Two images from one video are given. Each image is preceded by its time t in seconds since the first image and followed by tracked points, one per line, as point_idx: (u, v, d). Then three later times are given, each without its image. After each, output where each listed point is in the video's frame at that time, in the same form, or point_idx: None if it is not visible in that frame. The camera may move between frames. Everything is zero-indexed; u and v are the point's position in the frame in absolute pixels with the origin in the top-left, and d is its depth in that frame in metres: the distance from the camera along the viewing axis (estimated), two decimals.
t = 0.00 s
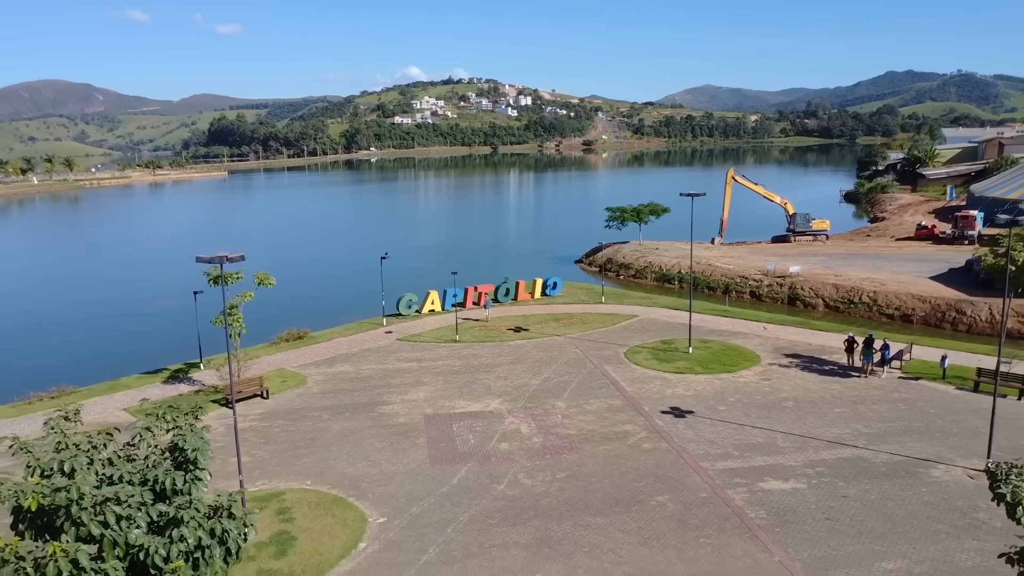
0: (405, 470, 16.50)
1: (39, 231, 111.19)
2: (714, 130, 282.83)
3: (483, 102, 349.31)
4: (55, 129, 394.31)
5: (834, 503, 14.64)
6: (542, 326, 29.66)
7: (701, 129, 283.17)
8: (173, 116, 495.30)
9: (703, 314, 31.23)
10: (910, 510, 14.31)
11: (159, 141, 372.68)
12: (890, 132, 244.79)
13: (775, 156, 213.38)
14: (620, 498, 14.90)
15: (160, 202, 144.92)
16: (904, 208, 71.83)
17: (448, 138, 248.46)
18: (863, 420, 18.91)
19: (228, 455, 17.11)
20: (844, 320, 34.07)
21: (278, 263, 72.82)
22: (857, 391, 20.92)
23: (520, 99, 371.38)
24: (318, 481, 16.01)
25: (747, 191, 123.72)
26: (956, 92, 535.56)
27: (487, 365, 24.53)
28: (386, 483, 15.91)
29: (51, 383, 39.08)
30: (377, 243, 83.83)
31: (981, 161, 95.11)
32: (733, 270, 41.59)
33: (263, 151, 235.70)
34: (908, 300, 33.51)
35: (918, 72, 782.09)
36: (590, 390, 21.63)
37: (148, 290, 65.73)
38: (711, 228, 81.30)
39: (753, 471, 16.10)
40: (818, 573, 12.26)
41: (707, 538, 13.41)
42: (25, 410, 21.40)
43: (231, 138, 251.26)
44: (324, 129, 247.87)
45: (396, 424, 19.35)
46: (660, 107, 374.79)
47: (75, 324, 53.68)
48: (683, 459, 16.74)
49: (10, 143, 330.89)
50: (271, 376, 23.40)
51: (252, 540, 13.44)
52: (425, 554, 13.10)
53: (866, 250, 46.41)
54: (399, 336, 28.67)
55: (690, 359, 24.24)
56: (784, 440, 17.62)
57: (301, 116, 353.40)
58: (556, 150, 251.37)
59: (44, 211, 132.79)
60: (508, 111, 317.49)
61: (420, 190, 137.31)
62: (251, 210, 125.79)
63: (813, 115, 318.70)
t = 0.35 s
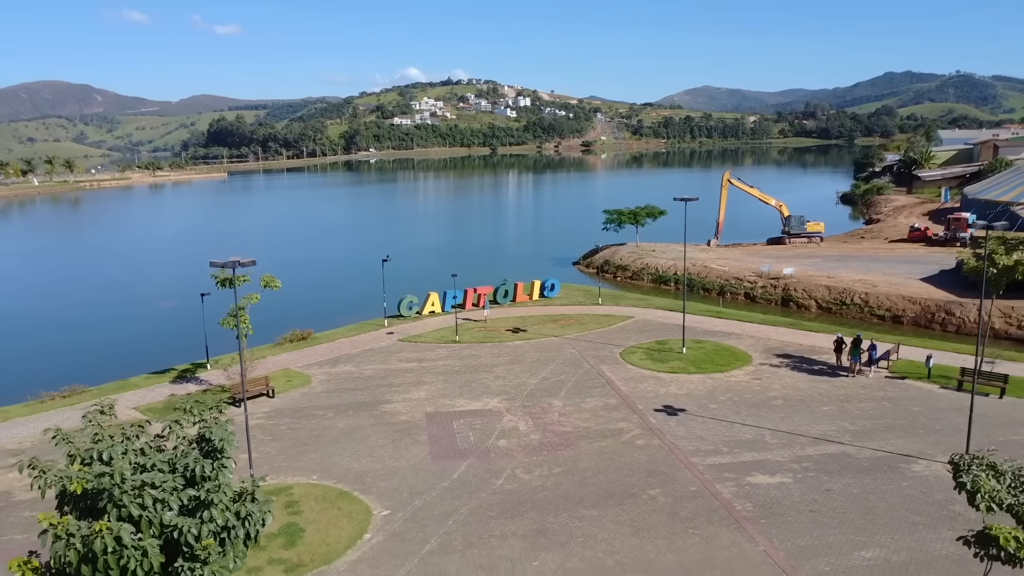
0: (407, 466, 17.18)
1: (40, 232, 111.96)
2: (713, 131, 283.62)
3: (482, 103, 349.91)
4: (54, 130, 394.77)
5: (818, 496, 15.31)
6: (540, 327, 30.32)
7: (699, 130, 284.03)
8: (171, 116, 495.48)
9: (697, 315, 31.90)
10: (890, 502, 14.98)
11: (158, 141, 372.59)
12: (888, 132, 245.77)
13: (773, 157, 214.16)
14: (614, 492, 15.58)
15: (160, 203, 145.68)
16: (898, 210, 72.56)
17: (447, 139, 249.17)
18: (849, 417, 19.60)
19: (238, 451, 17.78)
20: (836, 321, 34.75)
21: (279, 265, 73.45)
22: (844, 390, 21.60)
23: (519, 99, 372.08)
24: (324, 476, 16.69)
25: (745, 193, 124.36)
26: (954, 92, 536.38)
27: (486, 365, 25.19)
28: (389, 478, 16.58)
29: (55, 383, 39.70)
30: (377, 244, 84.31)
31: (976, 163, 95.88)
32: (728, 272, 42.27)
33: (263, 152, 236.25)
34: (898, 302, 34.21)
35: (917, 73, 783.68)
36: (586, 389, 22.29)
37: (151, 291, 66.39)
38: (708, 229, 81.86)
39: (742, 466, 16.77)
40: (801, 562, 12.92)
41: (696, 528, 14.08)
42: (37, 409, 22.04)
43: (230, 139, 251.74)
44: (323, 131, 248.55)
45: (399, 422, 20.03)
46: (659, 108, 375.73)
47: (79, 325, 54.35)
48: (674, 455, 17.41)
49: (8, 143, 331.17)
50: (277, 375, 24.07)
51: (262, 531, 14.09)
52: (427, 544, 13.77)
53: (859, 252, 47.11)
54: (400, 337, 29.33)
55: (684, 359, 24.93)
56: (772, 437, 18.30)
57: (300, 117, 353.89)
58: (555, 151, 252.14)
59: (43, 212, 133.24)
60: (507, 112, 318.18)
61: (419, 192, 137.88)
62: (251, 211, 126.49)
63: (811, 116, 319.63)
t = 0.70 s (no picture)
0: (411, 461, 17.93)
1: (42, 234, 112.53)
2: (711, 132, 284.43)
3: (482, 104, 350.75)
4: (53, 130, 395.00)
5: (803, 490, 16.05)
6: (538, 329, 31.06)
7: (698, 131, 284.80)
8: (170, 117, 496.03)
9: (692, 316, 32.65)
10: (871, 495, 15.72)
11: (157, 142, 373.01)
12: (886, 134, 246.68)
13: (771, 159, 214.90)
14: (607, 486, 16.33)
15: (161, 205, 146.24)
16: (893, 212, 73.33)
17: (446, 140, 249.81)
18: (835, 415, 20.35)
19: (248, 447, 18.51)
20: (828, 322, 35.49)
21: (281, 267, 74.06)
22: (832, 389, 22.36)
23: (518, 101, 373.05)
24: (331, 471, 17.43)
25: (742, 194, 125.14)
26: (953, 93, 536.97)
27: (486, 365, 25.93)
28: (392, 473, 17.32)
29: (62, 383, 40.36)
30: (376, 246, 84.96)
31: (971, 165, 96.67)
32: (723, 274, 43.01)
33: (262, 153, 236.88)
34: (889, 303, 34.96)
35: (915, 75, 785.27)
36: (583, 388, 23.02)
37: (154, 292, 67.00)
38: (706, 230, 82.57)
39: (730, 462, 17.52)
40: (784, 551, 13.66)
41: (685, 520, 14.83)
42: (50, 408, 22.74)
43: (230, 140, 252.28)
44: (322, 132, 249.34)
45: (401, 419, 20.79)
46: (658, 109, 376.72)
47: (84, 326, 54.96)
48: (666, 451, 18.14)
49: (8, 145, 331.48)
50: (282, 376, 24.79)
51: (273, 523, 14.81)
52: (430, 534, 14.51)
53: (853, 254, 47.88)
54: (402, 338, 30.06)
55: (678, 359, 25.68)
56: (761, 434, 19.05)
57: (300, 118, 354.65)
58: (554, 152, 252.99)
59: (44, 214, 133.66)
60: (506, 113, 319.07)
61: (418, 194, 138.42)
62: (251, 212, 127.10)
63: (809, 117, 320.60)
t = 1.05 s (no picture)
0: (413, 458, 18.58)
1: (45, 235, 113.09)
2: (711, 133, 285.22)
3: (481, 106, 351.49)
4: (53, 132, 395.14)
5: (790, 485, 16.72)
6: (536, 329, 31.74)
7: (697, 133, 285.45)
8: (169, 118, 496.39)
9: (687, 318, 33.33)
10: (855, 490, 16.36)
11: (157, 144, 373.14)
12: (885, 135, 247.59)
13: (771, 160, 215.62)
14: (602, 481, 17.00)
15: (161, 206, 146.81)
16: (889, 214, 74.02)
17: (446, 141, 250.36)
18: (824, 414, 21.02)
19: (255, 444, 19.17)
20: (822, 324, 36.17)
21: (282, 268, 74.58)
22: (822, 388, 23.06)
23: (517, 102, 373.63)
24: (336, 467, 18.09)
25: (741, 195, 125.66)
26: (952, 95, 538.25)
27: (486, 365, 26.58)
28: (396, 469, 17.99)
29: (69, 384, 40.99)
30: (377, 247, 85.45)
31: (967, 168, 97.46)
32: (718, 276, 43.70)
33: (262, 155, 237.37)
34: (881, 305, 35.66)
35: (914, 76, 787.00)
36: (579, 388, 23.70)
37: (157, 293, 67.57)
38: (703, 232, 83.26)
39: (721, 458, 18.18)
40: (770, 541, 14.34)
41: (676, 513, 15.50)
42: (63, 408, 23.41)
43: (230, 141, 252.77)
44: (322, 133, 249.74)
45: (404, 418, 21.46)
46: (657, 110, 377.34)
47: (89, 328, 55.54)
48: (659, 448, 18.80)
49: (8, 146, 331.58)
50: (288, 376, 25.44)
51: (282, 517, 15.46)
52: (432, 526, 15.18)
53: (847, 256, 48.57)
54: (404, 339, 30.74)
55: (673, 360, 26.38)
56: (751, 432, 19.71)
57: (299, 119, 355.11)
58: (554, 153, 253.56)
59: (45, 216, 134.18)
60: (505, 115, 319.73)
61: (418, 195, 138.89)
62: (252, 214, 127.64)
63: (809, 119, 321.50)
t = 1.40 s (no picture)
0: (416, 454, 19.33)
1: (46, 237, 113.69)
2: (710, 134, 286.30)
3: (481, 107, 352.58)
4: (53, 133, 395.50)
5: (777, 479, 17.47)
6: (535, 330, 32.50)
7: (696, 133, 286.40)
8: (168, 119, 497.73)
9: (682, 319, 34.09)
10: (840, 484, 17.09)
11: (157, 145, 373.93)
12: (884, 136, 248.72)
13: (770, 161, 216.51)
14: (598, 476, 17.75)
15: (162, 207, 147.47)
16: (885, 216, 74.87)
17: (445, 143, 251.02)
18: (813, 412, 21.75)
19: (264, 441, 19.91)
20: (815, 325, 36.90)
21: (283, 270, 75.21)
22: (812, 388, 23.80)
23: (517, 103, 374.65)
24: (342, 463, 18.84)
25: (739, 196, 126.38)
26: (951, 96, 539.66)
27: (486, 365, 27.33)
28: (400, 465, 18.73)
29: (77, 384, 41.68)
30: (377, 249, 85.93)
31: (963, 170, 98.35)
32: (714, 278, 44.45)
33: (262, 156, 238.21)
34: (873, 306, 36.41)
35: (914, 78, 788.52)
36: (577, 387, 24.44)
37: (161, 295, 68.30)
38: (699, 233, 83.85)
39: (712, 454, 18.94)
40: (756, 532, 15.08)
41: (668, 506, 16.25)
42: (75, 407, 24.11)
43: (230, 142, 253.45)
44: (322, 134, 250.57)
45: (407, 416, 22.19)
46: (656, 112, 378.25)
47: (94, 329, 56.25)
48: (653, 445, 19.53)
49: (8, 147, 332.62)
50: (293, 376, 26.15)
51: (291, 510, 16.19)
52: (435, 518, 15.93)
53: (842, 259, 49.35)
54: (406, 340, 31.46)
55: (668, 360, 27.13)
56: (742, 429, 20.46)
57: (299, 120, 356.00)
58: (553, 154, 254.47)
59: (46, 217, 134.75)
60: (505, 116, 320.74)
61: (417, 197, 139.48)
62: (253, 216, 128.29)
63: (808, 120, 322.58)
